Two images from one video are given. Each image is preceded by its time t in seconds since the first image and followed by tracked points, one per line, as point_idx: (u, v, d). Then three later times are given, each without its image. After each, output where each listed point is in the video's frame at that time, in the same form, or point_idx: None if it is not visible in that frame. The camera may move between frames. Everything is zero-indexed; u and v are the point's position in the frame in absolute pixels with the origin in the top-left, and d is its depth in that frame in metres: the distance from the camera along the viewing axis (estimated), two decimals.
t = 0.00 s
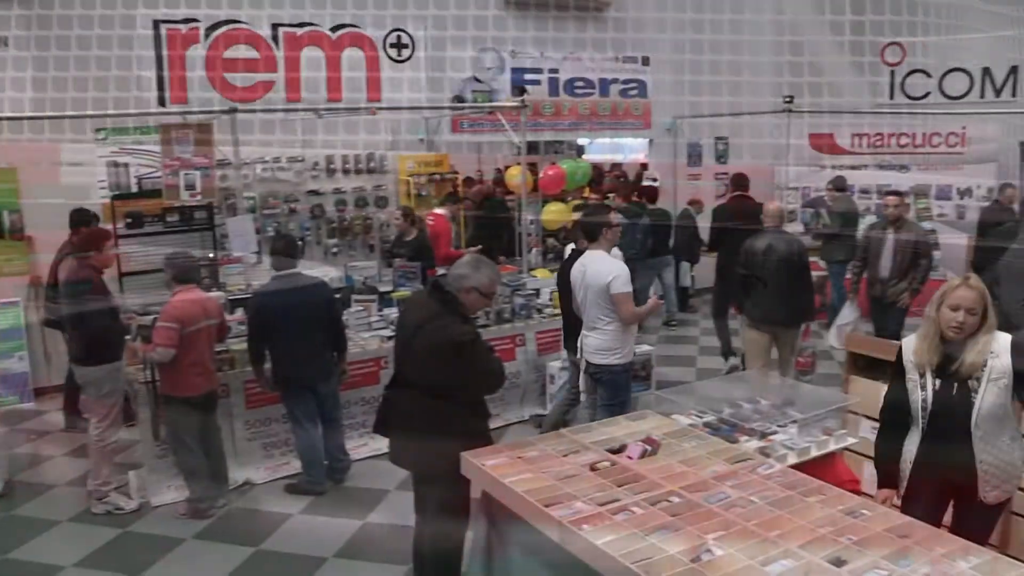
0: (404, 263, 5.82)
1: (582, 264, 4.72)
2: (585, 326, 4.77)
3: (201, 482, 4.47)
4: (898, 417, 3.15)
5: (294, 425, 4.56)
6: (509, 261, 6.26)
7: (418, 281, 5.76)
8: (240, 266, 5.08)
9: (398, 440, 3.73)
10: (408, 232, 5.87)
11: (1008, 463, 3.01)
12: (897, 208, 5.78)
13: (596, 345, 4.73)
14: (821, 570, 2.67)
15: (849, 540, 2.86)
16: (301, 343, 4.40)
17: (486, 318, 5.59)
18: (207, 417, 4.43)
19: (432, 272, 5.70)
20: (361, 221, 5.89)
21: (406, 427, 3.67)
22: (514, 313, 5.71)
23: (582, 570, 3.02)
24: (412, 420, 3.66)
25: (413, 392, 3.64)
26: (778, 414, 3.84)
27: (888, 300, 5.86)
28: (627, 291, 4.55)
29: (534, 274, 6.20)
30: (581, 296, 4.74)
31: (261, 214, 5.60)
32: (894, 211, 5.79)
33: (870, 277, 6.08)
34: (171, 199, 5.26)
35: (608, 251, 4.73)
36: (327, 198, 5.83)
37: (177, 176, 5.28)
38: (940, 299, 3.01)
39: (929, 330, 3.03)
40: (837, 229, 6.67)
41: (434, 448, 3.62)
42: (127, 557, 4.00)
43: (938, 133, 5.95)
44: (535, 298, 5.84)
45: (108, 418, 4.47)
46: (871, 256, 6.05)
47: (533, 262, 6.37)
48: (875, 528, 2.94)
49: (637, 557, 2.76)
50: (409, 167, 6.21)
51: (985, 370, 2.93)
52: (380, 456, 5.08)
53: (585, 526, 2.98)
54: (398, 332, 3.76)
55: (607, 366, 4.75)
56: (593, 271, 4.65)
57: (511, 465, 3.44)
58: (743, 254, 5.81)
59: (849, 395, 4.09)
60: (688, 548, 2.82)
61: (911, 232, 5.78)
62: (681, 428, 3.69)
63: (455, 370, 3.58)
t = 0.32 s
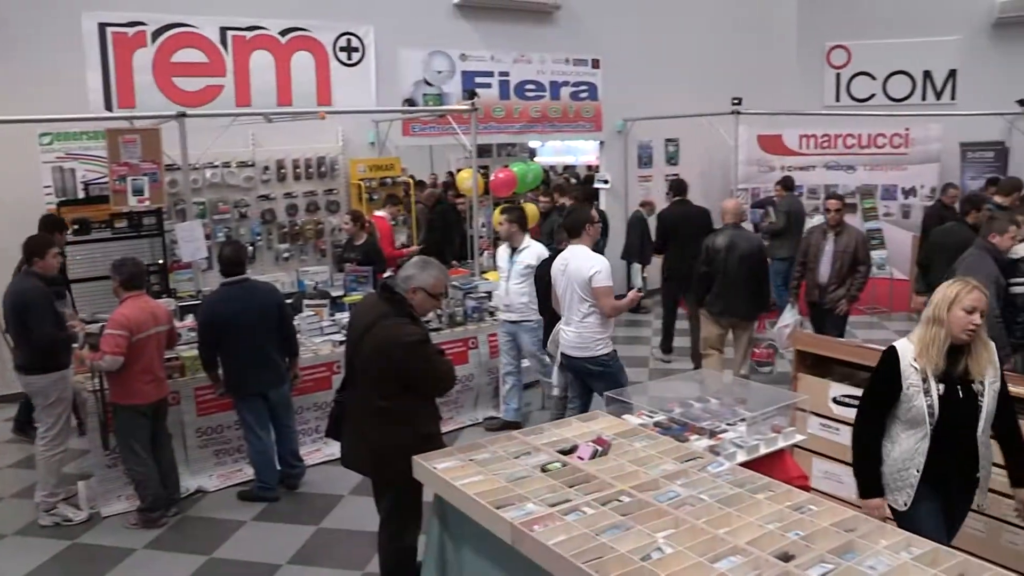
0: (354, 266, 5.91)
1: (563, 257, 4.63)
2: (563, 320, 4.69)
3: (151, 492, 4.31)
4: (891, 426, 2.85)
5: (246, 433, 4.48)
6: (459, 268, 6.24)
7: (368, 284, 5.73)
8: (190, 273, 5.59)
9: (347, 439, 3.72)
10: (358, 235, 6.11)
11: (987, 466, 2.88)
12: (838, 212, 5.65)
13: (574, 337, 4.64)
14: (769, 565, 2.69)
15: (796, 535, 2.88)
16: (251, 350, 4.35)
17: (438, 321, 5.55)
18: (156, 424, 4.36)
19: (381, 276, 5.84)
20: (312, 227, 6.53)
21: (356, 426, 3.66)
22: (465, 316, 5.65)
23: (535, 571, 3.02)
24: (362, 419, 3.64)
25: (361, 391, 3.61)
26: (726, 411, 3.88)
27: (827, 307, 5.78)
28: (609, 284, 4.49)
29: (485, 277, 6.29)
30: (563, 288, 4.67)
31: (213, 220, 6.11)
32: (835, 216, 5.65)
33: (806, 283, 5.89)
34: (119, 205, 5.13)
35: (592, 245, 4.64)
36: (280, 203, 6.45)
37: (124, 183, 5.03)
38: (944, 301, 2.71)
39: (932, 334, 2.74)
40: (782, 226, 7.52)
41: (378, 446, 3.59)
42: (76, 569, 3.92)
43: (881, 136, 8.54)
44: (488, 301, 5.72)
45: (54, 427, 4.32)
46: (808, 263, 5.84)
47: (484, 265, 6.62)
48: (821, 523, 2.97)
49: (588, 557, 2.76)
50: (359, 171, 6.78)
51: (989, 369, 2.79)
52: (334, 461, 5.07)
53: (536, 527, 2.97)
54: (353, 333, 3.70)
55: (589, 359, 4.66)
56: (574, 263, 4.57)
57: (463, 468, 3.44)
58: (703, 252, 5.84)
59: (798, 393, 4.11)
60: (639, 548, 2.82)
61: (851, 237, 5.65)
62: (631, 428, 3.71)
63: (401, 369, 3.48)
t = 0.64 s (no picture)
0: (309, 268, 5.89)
1: (557, 262, 4.73)
2: (561, 323, 4.80)
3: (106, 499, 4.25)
4: (911, 456, 2.68)
5: (201, 438, 4.43)
6: (416, 269, 6.21)
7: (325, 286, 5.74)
8: (144, 278, 5.67)
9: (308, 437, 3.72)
10: (314, 238, 6.07)
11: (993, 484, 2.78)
12: (782, 211, 5.68)
13: (572, 342, 4.76)
14: (723, 559, 2.70)
15: (749, 530, 2.91)
16: (208, 355, 4.30)
17: (394, 323, 5.51)
18: (110, 430, 4.30)
19: (336, 279, 5.82)
20: (267, 229, 6.51)
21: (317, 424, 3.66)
22: (422, 317, 5.63)
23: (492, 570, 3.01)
24: (322, 416, 3.65)
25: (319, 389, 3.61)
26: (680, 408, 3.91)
27: (778, 307, 5.78)
28: (603, 290, 4.56)
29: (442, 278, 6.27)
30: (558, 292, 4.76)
31: (166, 224, 6.06)
32: (779, 215, 5.69)
33: (754, 284, 5.89)
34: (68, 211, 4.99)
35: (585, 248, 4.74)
36: (236, 205, 6.41)
37: (75, 187, 4.96)
38: (955, 317, 2.58)
39: (949, 355, 2.59)
40: (733, 221, 7.65)
41: (338, 444, 3.59)
42: None
43: (833, 135, 8.81)
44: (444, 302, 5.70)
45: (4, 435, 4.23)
46: (754, 263, 5.84)
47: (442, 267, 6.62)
48: (773, 516, 3.00)
49: (544, 556, 2.76)
50: (314, 173, 6.76)
51: (1003, 383, 2.69)
52: (292, 464, 5.03)
53: (492, 526, 2.97)
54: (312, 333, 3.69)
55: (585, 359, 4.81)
56: (569, 269, 4.65)
57: (419, 469, 3.43)
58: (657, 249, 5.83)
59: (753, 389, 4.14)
60: (595, 545, 2.82)
61: (797, 235, 5.70)
62: (586, 426, 3.73)
63: (355, 365, 3.48)
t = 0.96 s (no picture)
0: (267, 269, 5.84)
1: (549, 251, 4.82)
2: (554, 311, 4.97)
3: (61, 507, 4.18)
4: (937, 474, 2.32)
5: (158, 443, 4.37)
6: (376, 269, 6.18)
7: (283, 288, 5.69)
8: (99, 281, 5.57)
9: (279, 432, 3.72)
10: (272, 239, 6.02)
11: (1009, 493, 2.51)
12: (725, 216, 5.59)
13: (566, 329, 4.94)
14: (680, 555, 2.72)
15: (705, 525, 2.93)
16: (168, 356, 4.25)
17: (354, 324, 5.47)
18: (65, 437, 4.22)
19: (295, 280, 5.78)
20: (226, 230, 6.48)
21: (287, 420, 3.66)
22: (381, 317, 5.57)
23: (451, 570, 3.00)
24: (291, 412, 3.65)
25: (287, 384, 3.61)
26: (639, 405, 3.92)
27: (728, 312, 5.64)
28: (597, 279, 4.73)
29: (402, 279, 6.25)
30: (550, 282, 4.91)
31: (123, 226, 5.99)
32: (722, 220, 5.59)
33: (699, 291, 5.74)
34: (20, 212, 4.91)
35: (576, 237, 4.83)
36: (193, 206, 6.35)
37: (26, 189, 4.89)
38: (966, 317, 2.31)
39: (961, 359, 2.31)
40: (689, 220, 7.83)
41: (308, 438, 3.59)
42: None
43: (788, 134, 8.87)
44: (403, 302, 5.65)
45: None
46: (700, 270, 5.70)
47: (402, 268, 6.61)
48: (729, 511, 3.03)
49: (502, 555, 2.75)
50: (272, 174, 6.71)
51: (1009, 387, 2.43)
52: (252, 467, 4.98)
53: (450, 526, 2.96)
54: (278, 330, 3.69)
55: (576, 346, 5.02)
56: (564, 258, 4.79)
57: (377, 470, 3.41)
58: (604, 248, 5.85)
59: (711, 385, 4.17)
60: (553, 544, 2.82)
61: (742, 238, 5.58)
62: (544, 425, 3.72)
63: (322, 357, 3.48)
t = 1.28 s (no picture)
0: (228, 272, 5.79)
1: (533, 251, 5.10)
2: (536, 307, 5.14)
3: (18, 516, 4.10)
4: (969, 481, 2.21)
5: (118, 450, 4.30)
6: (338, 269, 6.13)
7: (244, 290, 5.67)
8: (56, 285, 5.47)
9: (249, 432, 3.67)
10: (234, 241, 5.96)
11: None
12: (673, 213, 5.46)
13: (548, 323, 5.09)
14: (640, 551, 2.73)
15: (666, 520, 2.95)
16: (130, 362, 4.18)
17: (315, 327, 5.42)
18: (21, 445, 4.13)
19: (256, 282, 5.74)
20: (187, 232, 6.43)
21: (257, 419, 3.62)
22: (343, 319, 5.51)
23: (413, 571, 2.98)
24: (260, 410, 3.60)
25: (255, 382, 3.57)
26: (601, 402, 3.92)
27: (677, 312, 5.58)
28: (579, 274, 4.93)
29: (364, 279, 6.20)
30: (536, 279, 5.11)
31: (81, 229, 5.91)
32: (671, 217, 5.46)
33: (648, 288, 5.67)
34: None
35: (559, 238, 5.13)
36: (152, 209, 6.29)
37: None
38: (988, 328, 2.20)
39: (983, 372, 2.20)
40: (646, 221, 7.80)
41: (279, 435, 3.56)
42: None
43: (749, 131, 8.98)
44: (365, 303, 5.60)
45: None
46: (648, 268, 5.61)
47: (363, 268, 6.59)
48: (689, 506, 3.05)
49: (463, 554, 2.74)
50: (232, 175, 6.70)
51: None
52: (214, 472, 4.93)
53: (412, 527, 2.94)
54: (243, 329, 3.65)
55: (559, 341, 5.15)
56: (550, 255, 5.02)
57: (338, 472, 3.39)
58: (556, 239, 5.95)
59: (673, 382, 4.19)
60: (514, 543, 2.81)
61: (691, 235, 5.50)
62: (505, 424, 3.72)
63: (293, 352, 3.47)
